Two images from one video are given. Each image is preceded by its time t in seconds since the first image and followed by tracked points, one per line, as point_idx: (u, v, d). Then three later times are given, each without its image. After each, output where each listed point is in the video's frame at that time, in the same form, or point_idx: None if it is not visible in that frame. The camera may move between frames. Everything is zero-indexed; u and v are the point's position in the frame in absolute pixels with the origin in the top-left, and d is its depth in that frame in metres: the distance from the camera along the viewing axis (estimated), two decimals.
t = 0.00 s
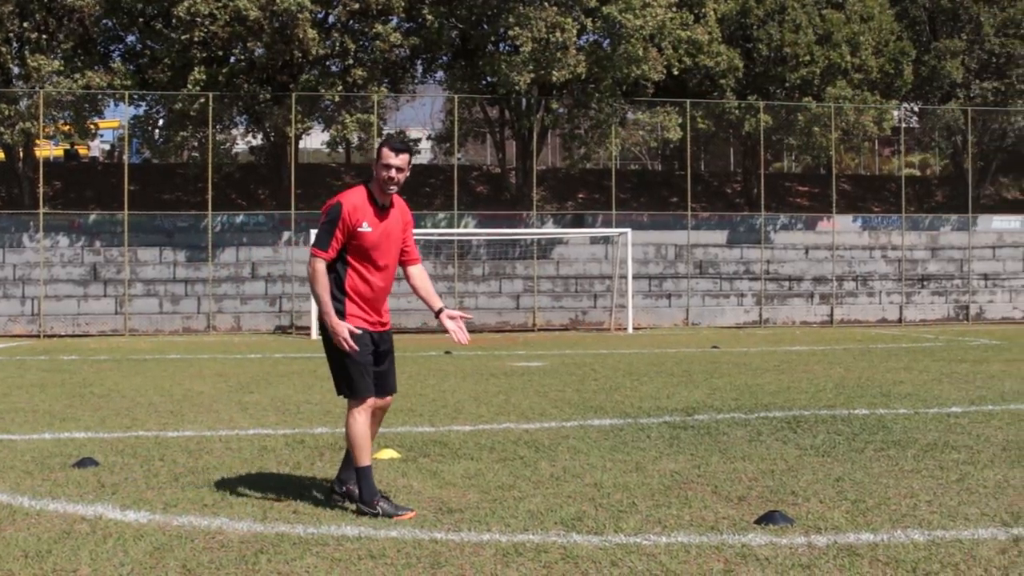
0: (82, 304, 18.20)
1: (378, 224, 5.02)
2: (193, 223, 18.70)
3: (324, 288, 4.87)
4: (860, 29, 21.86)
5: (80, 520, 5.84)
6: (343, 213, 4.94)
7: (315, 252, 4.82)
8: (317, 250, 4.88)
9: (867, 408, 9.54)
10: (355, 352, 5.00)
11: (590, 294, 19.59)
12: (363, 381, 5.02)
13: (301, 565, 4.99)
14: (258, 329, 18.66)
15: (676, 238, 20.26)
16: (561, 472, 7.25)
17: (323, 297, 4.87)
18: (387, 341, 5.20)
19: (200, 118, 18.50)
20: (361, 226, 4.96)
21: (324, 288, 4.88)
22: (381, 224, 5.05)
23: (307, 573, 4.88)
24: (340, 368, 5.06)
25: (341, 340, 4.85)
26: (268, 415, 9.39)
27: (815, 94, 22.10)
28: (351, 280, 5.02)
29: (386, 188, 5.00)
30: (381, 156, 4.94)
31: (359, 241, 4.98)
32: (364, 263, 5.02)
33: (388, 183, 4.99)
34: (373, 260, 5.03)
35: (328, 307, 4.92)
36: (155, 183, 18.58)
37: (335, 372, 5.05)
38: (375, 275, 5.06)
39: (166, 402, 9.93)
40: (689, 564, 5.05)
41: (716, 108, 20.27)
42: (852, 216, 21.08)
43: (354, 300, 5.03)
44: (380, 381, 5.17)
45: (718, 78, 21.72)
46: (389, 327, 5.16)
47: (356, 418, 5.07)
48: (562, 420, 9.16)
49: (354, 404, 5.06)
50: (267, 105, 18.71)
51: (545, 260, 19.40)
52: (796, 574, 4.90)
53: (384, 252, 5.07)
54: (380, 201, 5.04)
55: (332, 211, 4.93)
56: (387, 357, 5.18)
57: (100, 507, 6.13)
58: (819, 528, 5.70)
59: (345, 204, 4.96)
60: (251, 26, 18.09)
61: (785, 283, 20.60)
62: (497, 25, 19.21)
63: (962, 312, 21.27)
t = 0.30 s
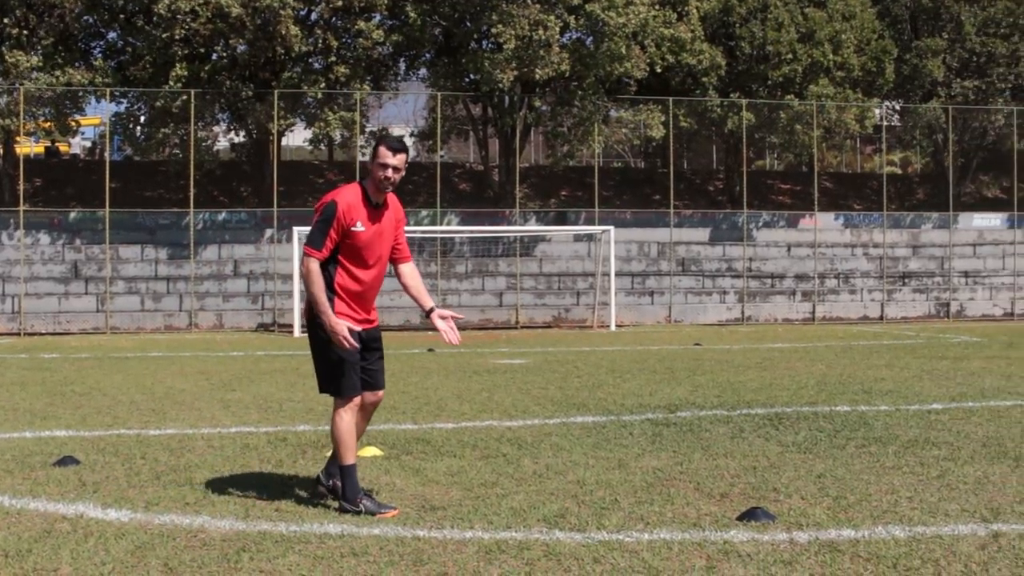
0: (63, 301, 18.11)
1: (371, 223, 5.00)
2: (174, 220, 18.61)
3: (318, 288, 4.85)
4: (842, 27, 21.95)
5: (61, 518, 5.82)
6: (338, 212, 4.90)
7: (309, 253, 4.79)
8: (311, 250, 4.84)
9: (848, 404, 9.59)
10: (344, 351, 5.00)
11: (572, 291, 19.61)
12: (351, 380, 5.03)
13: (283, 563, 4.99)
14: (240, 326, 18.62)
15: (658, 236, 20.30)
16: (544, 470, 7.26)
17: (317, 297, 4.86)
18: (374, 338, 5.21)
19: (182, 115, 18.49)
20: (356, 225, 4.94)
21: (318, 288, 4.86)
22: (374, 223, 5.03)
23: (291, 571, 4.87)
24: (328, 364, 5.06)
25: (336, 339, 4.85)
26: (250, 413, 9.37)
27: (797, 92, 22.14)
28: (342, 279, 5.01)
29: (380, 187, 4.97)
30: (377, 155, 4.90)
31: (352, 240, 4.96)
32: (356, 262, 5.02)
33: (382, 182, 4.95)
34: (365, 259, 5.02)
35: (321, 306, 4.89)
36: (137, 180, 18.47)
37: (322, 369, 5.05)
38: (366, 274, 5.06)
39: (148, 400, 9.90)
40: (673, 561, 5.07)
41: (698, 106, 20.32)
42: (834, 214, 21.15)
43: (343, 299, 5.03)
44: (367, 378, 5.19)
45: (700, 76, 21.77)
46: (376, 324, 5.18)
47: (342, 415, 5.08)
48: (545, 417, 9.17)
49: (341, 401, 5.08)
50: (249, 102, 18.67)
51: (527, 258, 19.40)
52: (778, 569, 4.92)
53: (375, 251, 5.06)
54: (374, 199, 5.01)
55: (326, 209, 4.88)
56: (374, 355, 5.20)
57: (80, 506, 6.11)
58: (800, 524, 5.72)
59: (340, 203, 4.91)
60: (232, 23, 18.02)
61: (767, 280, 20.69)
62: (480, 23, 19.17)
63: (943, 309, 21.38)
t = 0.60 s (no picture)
0: (44, 298, 18.02)
1: (360, 222, 4.99)
2: (157, 216, 18.63)
3: (309, 287, 4.81)
4: (824, 24, 22.04)
5: (42, 516, 5.79)
6: (328, 211, 4.87)
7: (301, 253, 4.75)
8: (301, 250, 4.79)
9: (830, 400, 9.64)
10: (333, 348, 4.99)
11: (556, 288, 19.62)
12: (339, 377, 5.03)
13: (265, 560, 4.98)
14: (223, 323, 18.57)
15: (641, 232, 20.34)
16: (527, 466, 7.27)
17: (308, 298, 4.81)
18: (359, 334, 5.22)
19: (164, 110, 18.38)
20: (346, 224, 4.92)
21: (310, 288, 4.82)
22: (362, 222, 5.02)
23: (273, 568, 4.87)
24: (315, 361, 5.03)
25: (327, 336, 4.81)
26: (233, 409, 9.35)
27: (780, 88, 22.18)
28: (328, 278, 4.98)
29: (370, 186, 4.96)
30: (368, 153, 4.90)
31: (342, 240, 4.94)
32: (343, 261, 5.00)
33: (374, 181, 4.95)
34: (352, 258, 5.02)
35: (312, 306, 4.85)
36: (118, 176, 18.41)
37: (308, 368, 5.01)
38: (353, 272, 5.05)
39: (130, 396, 9.87)
40: (656, 556, 5.08)
41: (681, 103, 20.36)
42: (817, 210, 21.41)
43: (328, 297, 5.00)
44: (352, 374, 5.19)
45: (683, 73, 21.82)
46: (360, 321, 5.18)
47: (331, 412, 5.07)
48: (528, 413, 9.19)
49: (328, 398, 5.06)
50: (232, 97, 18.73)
51: (511, 254, 19.45)
52: (761, 564, 4.95)
53: (363, 249, 5.06)
54: (363, 199, 5.00)
55: (317, 208, 4.85)
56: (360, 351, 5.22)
57: (62, 503, 6.08)
58: (783, 519, 5.74)
59: (330, 202, 4.89)
60: (214, 18, 17.96)
61: (750, 277, 20.73)
62: (463, 19, 19.14)
63: (924, 305, 21.47)
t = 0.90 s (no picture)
0: (28, 294, 17.90)
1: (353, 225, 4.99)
2: (141, 213, 18.52)
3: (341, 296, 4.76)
4: (808, 21, 22.09)
5: (25, 513, 5.76)
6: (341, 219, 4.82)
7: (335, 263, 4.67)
8: (330, 260, 4.70)
9: (814, 395, 9.68)
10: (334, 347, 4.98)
11: (542, 284, 19.65)
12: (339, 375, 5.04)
13: (251, 557, 4.98)
14: (208, 320, 18.54)
15: (626, 229, 20.34)
16: (512, 462, 7.27)
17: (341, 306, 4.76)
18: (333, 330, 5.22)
19: (148, 106, 18.29)
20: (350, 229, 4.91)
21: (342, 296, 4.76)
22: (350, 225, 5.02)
23: (259, 564, 4.86)
24: (319, 366, 4.96)
25: (359, 339, 4.79)
26: (218, 406, 9.33)
27: (765, 85, 22.25)
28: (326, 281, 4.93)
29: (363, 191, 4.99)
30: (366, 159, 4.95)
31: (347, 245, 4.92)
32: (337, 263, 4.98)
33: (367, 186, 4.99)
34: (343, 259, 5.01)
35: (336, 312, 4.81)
36: (102, 172, 18.51)
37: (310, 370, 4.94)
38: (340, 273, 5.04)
39: (114, 393, 9.84)
40: (641, 552, 5.10)
41: (667, 99, 20.38)
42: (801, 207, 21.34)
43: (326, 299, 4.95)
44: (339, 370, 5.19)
45: (668, 70, 21.84)
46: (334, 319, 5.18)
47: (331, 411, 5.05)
48: (514, 409, 9.19)
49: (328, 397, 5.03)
50: (216, 93, 18.57)
51: (496, 251, 19.44)
52: (745, 560, 4.97)
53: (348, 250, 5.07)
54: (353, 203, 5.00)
55: (332, 217, 4.76)
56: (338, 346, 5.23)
57: (45, 501, 6.05)
58: (767, 515, 5.77)
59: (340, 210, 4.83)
60: (198, 14, 17.81)
61: (735, 273, 20.80)
62: (448, 15, 19.11)
63: (908, 302, 21.59)
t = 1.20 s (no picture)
0: (16, 291, 17.88)
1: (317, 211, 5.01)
2: (130, 209, 18.47)
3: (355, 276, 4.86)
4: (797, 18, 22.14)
5: (13, 511, 5.74)
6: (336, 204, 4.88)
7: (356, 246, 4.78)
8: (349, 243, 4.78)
9: (804, 392, 9.70)
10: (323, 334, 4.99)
11: (531, 281, 19.67)
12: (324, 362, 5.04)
13: (240, 554, 4.97)
14: (197, 317, 18.53)
15: (616, 226, 20.32)
16: (502, 459, 7.26)
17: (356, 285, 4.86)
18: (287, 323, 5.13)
19: (136, 102, 18.24)
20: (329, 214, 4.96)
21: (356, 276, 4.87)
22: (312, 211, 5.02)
23: (249, 561, 4.86)
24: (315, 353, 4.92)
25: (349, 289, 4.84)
26: (208, 403, 9.30)
27: (754, 82, 22.28)
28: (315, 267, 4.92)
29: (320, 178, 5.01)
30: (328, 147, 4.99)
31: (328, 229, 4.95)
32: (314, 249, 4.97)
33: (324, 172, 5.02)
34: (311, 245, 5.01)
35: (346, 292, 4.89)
36: (91, 168, 18.37)
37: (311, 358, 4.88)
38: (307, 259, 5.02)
39: (103, 390, 9.81)
40: (629, 548, 5.10)
41: (656, 96, 20.40)
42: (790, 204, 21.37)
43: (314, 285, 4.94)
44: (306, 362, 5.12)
45: (658, 66, 21.85)
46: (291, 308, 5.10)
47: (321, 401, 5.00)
48: (504, 406, 9.19)
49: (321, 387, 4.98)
50: (205, 90, 18.42)
51: (486, 247, 19.43)
52: (734, 556, 4.97)
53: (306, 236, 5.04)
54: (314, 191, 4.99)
55: (338, 202, 4.82)
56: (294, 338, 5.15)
57: (35, 498, 6.03)
58: (756, 511, 5.78)
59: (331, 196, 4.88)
60: (186, 11, 17.80)
61: (725, 270, 20.88)
62: (438, 12, 19.10)
63: (897, 298, 21.69)
